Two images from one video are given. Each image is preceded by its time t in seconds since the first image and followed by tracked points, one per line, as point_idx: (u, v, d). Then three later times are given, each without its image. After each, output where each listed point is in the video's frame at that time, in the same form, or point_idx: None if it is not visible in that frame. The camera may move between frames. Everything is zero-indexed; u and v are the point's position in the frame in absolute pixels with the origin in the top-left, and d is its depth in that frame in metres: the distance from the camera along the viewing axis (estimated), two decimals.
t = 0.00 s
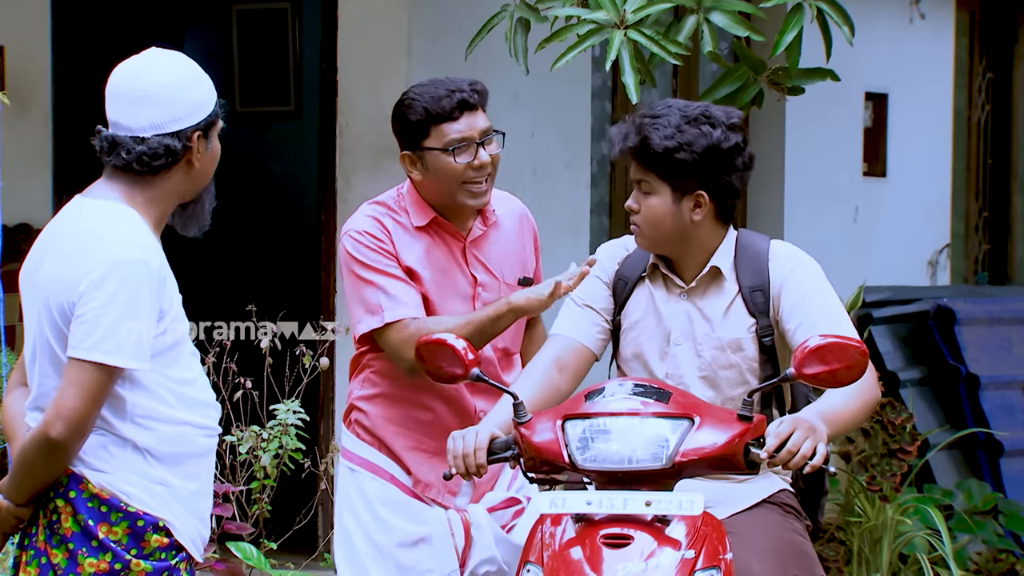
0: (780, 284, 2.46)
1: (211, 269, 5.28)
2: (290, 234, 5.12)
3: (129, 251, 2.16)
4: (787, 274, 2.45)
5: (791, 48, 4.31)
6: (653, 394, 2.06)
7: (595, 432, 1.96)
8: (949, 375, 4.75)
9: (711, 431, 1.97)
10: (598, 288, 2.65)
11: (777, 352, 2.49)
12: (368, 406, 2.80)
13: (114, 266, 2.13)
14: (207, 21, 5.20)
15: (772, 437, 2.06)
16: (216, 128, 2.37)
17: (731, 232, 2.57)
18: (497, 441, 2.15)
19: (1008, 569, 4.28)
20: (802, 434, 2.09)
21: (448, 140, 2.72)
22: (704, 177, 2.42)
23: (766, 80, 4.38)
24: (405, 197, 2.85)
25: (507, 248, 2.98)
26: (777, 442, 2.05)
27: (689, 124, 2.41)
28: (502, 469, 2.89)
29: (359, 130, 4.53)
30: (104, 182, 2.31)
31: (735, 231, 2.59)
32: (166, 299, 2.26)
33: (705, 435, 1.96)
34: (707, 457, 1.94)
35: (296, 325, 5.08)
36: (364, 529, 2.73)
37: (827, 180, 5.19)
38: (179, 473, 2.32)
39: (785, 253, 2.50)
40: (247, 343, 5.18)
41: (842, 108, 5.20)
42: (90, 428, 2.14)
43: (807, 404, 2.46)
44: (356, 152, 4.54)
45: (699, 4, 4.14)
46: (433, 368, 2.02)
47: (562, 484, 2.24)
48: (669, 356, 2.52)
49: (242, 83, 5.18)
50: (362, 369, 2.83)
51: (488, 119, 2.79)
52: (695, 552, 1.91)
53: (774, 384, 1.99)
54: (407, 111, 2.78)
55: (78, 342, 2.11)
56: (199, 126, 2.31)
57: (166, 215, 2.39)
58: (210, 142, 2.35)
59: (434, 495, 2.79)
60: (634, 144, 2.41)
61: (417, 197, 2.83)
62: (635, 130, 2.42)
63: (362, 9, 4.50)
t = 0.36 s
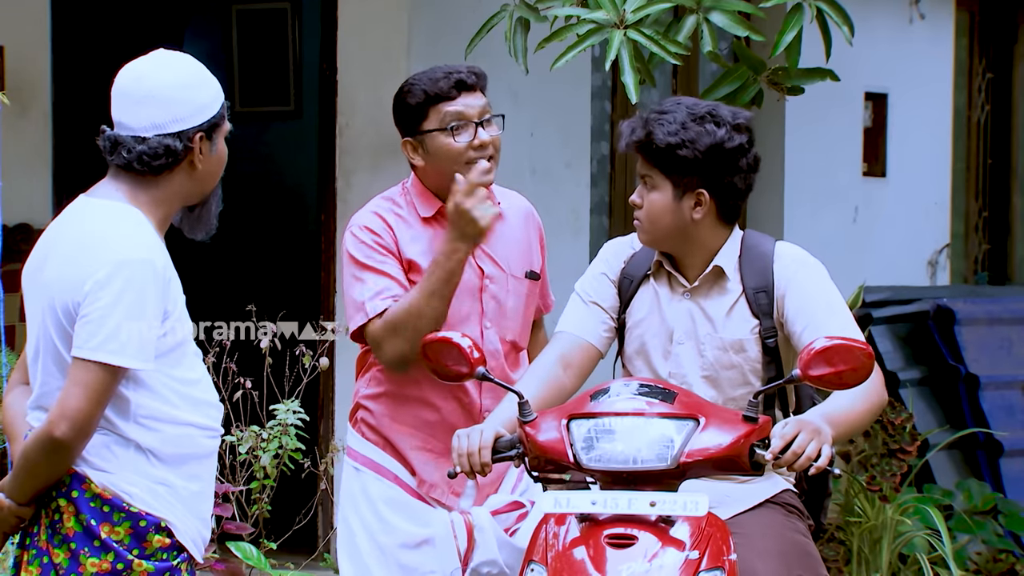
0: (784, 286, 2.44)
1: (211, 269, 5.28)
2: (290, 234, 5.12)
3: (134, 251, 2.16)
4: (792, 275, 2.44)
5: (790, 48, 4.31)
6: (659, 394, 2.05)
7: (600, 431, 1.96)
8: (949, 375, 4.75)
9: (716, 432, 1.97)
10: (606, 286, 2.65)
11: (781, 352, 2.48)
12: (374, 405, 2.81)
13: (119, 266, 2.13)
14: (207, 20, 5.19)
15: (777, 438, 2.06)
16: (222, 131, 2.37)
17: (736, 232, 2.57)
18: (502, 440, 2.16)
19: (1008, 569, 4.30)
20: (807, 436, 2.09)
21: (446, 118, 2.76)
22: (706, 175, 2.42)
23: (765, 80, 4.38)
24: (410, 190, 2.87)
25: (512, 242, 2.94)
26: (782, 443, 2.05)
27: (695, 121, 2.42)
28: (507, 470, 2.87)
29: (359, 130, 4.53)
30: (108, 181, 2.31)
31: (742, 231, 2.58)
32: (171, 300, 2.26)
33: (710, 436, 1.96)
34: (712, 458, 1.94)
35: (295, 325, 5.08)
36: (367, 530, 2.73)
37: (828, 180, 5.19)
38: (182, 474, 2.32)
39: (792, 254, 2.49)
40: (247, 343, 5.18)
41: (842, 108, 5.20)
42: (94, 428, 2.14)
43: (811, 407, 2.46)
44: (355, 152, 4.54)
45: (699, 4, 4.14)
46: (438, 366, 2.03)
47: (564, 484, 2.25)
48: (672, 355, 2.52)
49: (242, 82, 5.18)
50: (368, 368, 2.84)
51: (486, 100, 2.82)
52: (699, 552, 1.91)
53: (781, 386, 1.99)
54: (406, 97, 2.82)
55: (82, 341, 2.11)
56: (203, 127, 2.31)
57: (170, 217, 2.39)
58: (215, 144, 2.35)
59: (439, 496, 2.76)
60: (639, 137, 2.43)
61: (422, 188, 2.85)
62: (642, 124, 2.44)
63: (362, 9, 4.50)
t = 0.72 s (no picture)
0: (783, 288, 2.44)
1: (211, 268, 5.27)
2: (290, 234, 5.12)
3: (141, 251, 2.16)
4: (791, 276, 2.44)
5: (790, 48, 4.31)
6: (660, 394, 2.04)
7: (602, 431, 1.96)
8: (949, 375, 4.75)
9: (718, 432, 1.97)
10: (607, 284, 2.64)
11: (779, 354, 2.48)
12: (374, 403, 2.81)
13: (126, 266, 2.13)
14: (207, 20, 5.18)
15: (779, 439, 2.06)
16: (229, 133, 2.37)
17: (736, 231, 2.56)
18: (504, 440, 2.16)
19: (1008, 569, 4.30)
20: (808, 436, 2.09)
21: (439, 106, 2.79)
22: (705, 175, 2.41)
23: (765, 80, 4.38)
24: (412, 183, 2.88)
25: (512, 239, 2.94)
26: (784, 444, 2.05)
27: (695, 121, 2.41)
28: (511, 469, 2.89)
29: (359, 130, 4.53)
30: (115, 181, 2.31)
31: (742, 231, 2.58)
32: (177, 300, 2.26)
33: (711, 436, 1.96)
34: (714, 458, 1.95)
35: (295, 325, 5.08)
36: (369, 529, 2.73)
37: (828, 180, 5.19)
38: (185, 474, 2.32)
39: (792, 254, 2.48)
40: (247, 342, 5.18)
41: (842, 108, 5.20)
42: (99, 427, 2.14)
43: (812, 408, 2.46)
44: (355, 152, 4.54)
45: (699, 4, 4.15)
46: (440, 366, 2.03)
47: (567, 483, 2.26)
48: (670, 355, 2.52)
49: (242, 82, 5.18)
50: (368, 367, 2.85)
51: (480, 89, 2.84)
52: (700, 552, 1.91)
53: (782, 386, 1.99)
54: (402, 87, 2.85)
55: (89, 341, 2.11)
56: (211, 129, 2.31)
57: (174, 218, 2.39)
58: (221, 146, 2.35)
59: (441, 492, 2.74)
60: (639, 134, 2.43)
61: (422, 181, 2.86)
62: (643, 121, 2.44)
63: (362, 9, 4.50)
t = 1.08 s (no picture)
0: (776, 287, 2.44)
1: (211, 268, 5.28)
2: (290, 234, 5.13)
3: (141, 252, 2.16)
4: (784, 275, 2.44)
5: (790, 48, 4.31)
6: (655, 394, 2.05)
7: (597, 432, 1.96)
8: (949, 375, 4.75)
9: (713, 431, 1.97)
10: (601, 285, 2.65)
11: (774, 354, 2.47)
12: (374, 401, 2.80)
13: (127, 267, 2.13)
14: (207, 20, 5.19)
15: (774, 437, 2.05)
16: (226, 129, 2.37)
17: (730, 232, 2.57)
18: (499, 441, 2.16)
19: (1008, 569, 4.29)
20: (804, 435, 2.08)
21: (427, 98, 2.80)
22: (700, 175, 2.41)
23: (766, 80, 4.39)
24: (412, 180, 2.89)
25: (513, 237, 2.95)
26: (779, 442, 2.05)
27: (690, 121, 2.42)
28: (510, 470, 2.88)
29: (359, 130, 4.53)
30: (114, 181, 2.31)
31: (735, 231, 2.58)
32: (178, 300, 2.26)
33: (706, 435, 1.96)
34: (709, 458, 1.94)
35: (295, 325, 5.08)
36: (367, 528, 2.73)
37: (828, 180, 5.19)
38: (186, 474, 2.32)
39: (786, 254, 2.49)
40: (248, 343, 5.18)
41: (842, 108, 5.20)
42: (101, 428, 2.14)
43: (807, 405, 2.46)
44: (355, 152, 4.55)
45: (699, 4, 4.15)
46: (435, 367, 2.03)
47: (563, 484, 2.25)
48: (665, 356, 2.52)
49: (242, 82, 5.18)
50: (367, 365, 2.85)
51: (474, 82, 2.83)
52: (696, 552, 1.91)
53: (776, 385, 1.99)
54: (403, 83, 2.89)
55: (90, 342, 2.11)
56: (207, 126, 2.31)
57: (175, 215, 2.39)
58: (219, 143, 2.34)
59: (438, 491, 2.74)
60: (635, 135, 2.43)
61: (423, 176, 2.86)
62: (638, 121, 2.44)
63: (362, 10, 4.50)
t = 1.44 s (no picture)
0: (766, 285, 2.44)
1: (210, 268, 5.28)
2: (290, 234, 5.13)
3: (133, 254, 2.16)
4: (774, 274, 2.44)
5: (790, 48, 4.30)
6: (649, 394, 2.04)
7: (591, 432, 1.97)
8: (949, 376, 4.74)
9: (706, 431, 1.97)
10: (592, 288, 2.65)
11: (765, 353, 2.48)
12: (374, 403, 2.81)
13: (118, 269, 2.13)
14: (207, 21, 5.20)
15: (768, 436, 2.05)
16: (212, 122, 2.36)
17: (719, 232, 2.56)
18: (494, 442, 2.16)
19: (1009, 569, 4.29)
20: (798, 434, 2.08)
21: (444, 105, 2.80)
22: (688, 175, 2.41)
23: (766, 80, 4.39)
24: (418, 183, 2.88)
25: (517, 241, 2.94)
26: (773, 441, 2.05)
27: (679, 122, 2.42)
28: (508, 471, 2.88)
29: (359, 130, 4.53)
30: (104, 183, 2.31)
31: (724, 231, 2.57)
32: (170, 301, 2.26)
33: (700, 435, 1.96)
34: (703, 457, 1.95)
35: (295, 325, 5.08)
36: (368, 528, 2.72)
37: (828, 181, 5.19)
38: (185, 473, 2.32)
39: (775, 252, 2.49)
40: (248, 343, 5.18)
41: (842, 108, 5.20)
42: (96, 430, 2.14)
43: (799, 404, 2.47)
44: (355, 152, 4.54)
45: (699, 4, 4.15)
46: (428, 369, 2.03)
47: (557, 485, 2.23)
48: (657, 356, 2.52)
49: (241, 83, 5.18)
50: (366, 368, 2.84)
51: (488, 91, 2.84)
52: (691, 551, 1.91)
53: (768, 384, 1.99)
54: (412, 85, 2.87)
55: (82, 345, 2.11)
56: (191, 120, 2.30)
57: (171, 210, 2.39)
58: (205, 137, 2.34)
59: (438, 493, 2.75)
60: (624, 136, 2.44)
61: (428, 179, 2.85)
62: (628, 122, 2.44)
63: (362, 10, 4.50)
